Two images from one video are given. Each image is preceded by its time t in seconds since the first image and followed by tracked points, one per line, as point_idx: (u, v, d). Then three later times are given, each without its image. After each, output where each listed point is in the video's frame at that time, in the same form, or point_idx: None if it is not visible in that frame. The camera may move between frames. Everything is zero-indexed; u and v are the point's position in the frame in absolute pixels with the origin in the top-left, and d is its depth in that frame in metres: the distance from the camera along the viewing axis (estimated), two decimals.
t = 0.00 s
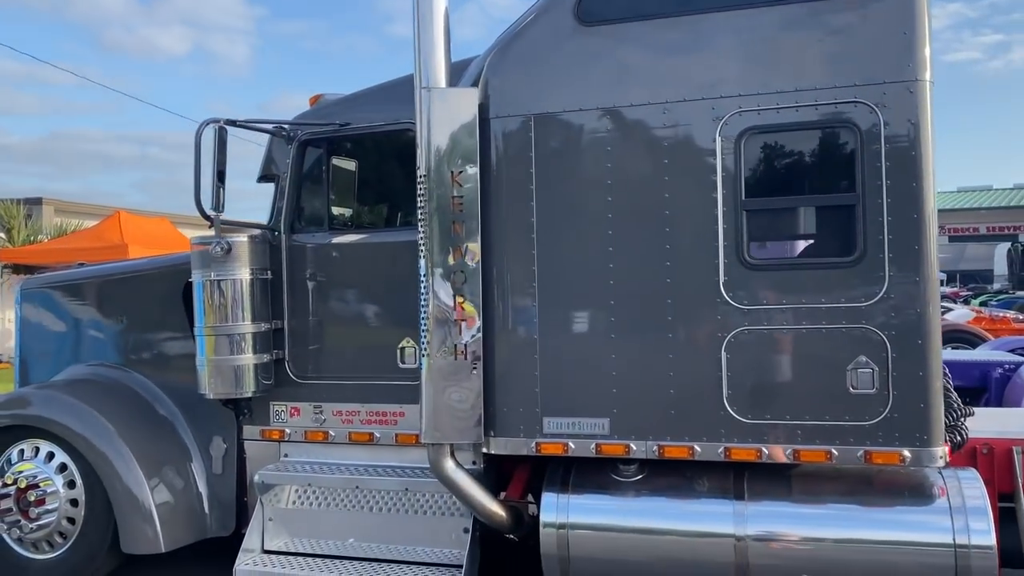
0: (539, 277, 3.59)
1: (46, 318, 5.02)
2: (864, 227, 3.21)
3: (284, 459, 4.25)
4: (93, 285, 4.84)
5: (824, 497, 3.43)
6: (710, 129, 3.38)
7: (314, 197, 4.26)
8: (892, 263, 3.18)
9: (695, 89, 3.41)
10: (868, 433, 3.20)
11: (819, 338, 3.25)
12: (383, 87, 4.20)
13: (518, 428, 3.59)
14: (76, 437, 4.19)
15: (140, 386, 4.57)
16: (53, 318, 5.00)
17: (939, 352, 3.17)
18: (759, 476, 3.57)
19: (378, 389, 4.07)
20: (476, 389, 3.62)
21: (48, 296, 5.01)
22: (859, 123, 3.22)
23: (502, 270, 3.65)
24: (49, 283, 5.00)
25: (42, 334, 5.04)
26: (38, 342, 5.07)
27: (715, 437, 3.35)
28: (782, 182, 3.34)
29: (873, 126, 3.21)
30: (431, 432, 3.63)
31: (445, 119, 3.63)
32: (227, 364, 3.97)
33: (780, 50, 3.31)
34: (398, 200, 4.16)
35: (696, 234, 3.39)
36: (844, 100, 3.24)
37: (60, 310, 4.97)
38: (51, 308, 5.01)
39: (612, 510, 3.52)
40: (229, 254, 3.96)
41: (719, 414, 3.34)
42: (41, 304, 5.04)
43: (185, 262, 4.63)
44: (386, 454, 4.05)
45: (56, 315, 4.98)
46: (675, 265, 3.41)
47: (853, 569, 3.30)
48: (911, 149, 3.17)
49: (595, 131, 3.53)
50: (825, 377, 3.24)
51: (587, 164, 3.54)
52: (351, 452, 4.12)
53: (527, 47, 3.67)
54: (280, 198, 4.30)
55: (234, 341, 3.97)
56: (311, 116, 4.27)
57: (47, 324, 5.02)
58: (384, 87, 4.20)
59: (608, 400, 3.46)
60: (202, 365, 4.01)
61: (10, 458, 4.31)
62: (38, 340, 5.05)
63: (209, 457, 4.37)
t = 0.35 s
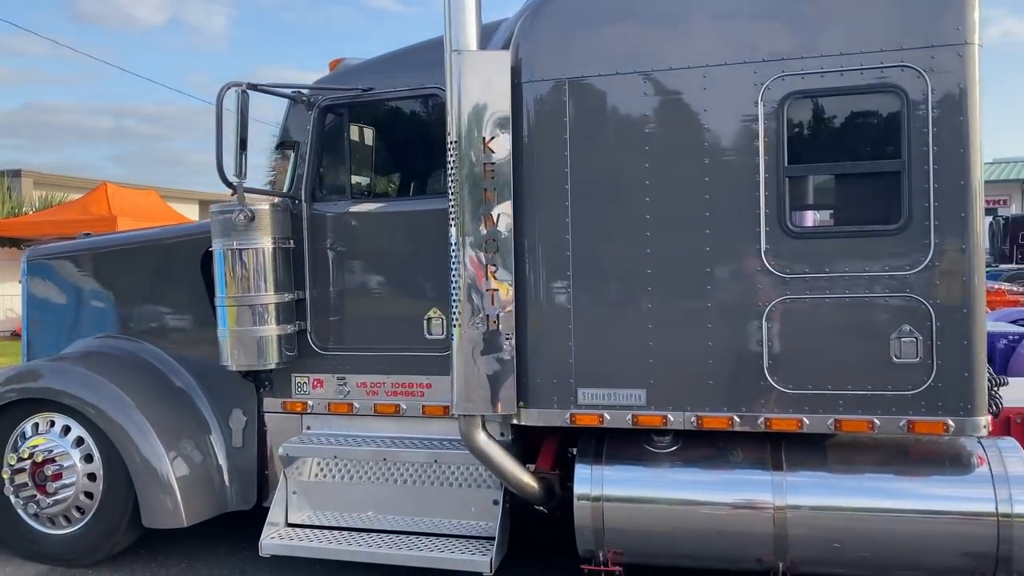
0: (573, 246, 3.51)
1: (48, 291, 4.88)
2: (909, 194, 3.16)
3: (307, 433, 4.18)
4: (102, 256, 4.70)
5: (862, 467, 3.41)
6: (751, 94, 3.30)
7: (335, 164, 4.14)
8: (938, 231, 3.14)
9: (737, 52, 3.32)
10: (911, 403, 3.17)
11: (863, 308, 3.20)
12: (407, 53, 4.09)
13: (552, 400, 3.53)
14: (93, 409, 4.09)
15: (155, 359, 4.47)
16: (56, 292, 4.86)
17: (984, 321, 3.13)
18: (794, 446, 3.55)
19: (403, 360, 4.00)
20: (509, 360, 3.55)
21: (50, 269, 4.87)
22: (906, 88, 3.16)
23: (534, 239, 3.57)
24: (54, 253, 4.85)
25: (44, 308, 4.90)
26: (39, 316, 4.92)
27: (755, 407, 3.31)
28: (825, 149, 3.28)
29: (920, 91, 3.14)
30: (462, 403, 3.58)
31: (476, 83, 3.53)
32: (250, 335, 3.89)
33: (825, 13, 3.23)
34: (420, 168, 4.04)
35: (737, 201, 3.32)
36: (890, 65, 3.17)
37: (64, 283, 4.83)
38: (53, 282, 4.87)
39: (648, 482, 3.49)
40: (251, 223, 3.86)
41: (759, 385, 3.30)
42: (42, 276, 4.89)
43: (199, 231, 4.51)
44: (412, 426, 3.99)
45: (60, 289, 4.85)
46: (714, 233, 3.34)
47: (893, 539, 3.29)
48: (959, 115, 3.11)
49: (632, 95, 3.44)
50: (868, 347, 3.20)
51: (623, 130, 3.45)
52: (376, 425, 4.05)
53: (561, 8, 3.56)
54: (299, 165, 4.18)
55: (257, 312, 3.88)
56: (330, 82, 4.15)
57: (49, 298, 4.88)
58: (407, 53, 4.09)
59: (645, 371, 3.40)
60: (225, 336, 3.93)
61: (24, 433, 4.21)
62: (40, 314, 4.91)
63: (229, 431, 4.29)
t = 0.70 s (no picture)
0: (613, 224, 3.39)
1: (48, 278, 4.70)
2: (964, 169, 3.07)
3: (330, 418, 4.06)
4: (108, 236, 4.52)
5: (908, 449, 3.34)
6: (800, 66, 3.19)
7: (356, 141, 4.00)
8: (994, 208, 3.05)
9: (785, 22, 3.21)
10: (964, 384, 3.10)
11: (915, 286, 3.12)
12: (433, 23, 3.92)
13: (590, 383, 3.43)
14: (109, 394, 3.94)
15: (168, 343, 4.33)
16: (56, 278, 4.68)
17: None
18: (838, 429, 3.47)
19: (431, 343, 3.88)
20: (546, 342, 3.43)
21: (48, 254, 4.70)
22: (962, 60, 3.06)
23: (572, 217, 3.44)
24: (57, 235, 4.66)
25: (46, 295, 4.72)
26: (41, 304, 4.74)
27: (802, 389, 3.22)
28: (876, 122, 3.18)
29: (976, 62, 3.05)
30: (495, 386, 3.49)
31: (511, 54, 3.39)
32: (273, 318, 3.76)
33: None
34: (446, 144, 3.92)
35: (784, 177, 3.22)
36: (946, 35, 3.07)
37: (64, 267, 4.66)
38: (53, 267, 4.69)
39: (689, 467, 3.40)
40: (274, 202, 3.71)
41: (806, 366, 3.21)
42: (45, 258, 4.70)
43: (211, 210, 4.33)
44: (440, 410, 3.88)
45: (60, 274, 4.67)
46: (761, 210, 3.24)
47: (942, 523, 3.22)
48: (1017, 87, 3.01)
49: (675, 67, 3.32)
50: (921, 326, 3.12)
51: (665, 103, 3.33)
52: (402, 409, 3.94)
53: None
54: (320, 141, 4.04)
55: (280, 294, 3.75)
56: (351, 53, 4.00)
57: (50, 284, 4.70)
58: (434, 23, 3.92)
59: (688, 352, 3.30)
60: (246, 319, 3.81)
61: (35, 420, 4.06)
62: (43, 298, 4.73)
63: (248, 418, 4.17)
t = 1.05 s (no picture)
0: (661, 211, 3.32)
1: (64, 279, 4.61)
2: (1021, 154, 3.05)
3: (364, 408, 4.00)
4: (133, 226, 4.44)
5: (959, 438, 3.30)
6: (855, 49, 3.13)
7: (389, 126, 3.90)
8: None
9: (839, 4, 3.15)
10: (1021, 372, 3.06)
11: (971, 273, 3.07)
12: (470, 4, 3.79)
13: (637, 373, 3.37)
14: (137, 385, 3.85)
15: (194, 332, 4.23)
16: (73, 278, 4.60)
17: None
18: (886, 418, 3.44)
19: (468, 333, 3.81)
20: (591, 332, 3.37)
21: (60, 255, 4.62)
22: (1019, 44, 3.03)
23: (618, 204, 3.37)
24: (77, 224, 4.56)
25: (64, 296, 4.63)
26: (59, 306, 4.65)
27: (855, 378, 3.18)
28: (931, 107, 3.14)
29: None
30: (539, 375, 3.42)
31: (556, 36, 3.30)
32: (308, 307, 3.69)
33: None
34: (480, 129, 3.80)
35: (837, 162, 3.17)
36: (1003, 18, 3.04)
37: (79, 265, 4.57)
38: (67, 267, 4.60)
39: (737, 457, 3.36)
40: (310, 188, 3.64)
41: (859, 355, 3.17)
42: (66, 246, 4.60)
43: (240, 198, 4.27)
44: (477, 401, 3.81)
45: (76, 273, 4.59)
46: (813, 196, 3.19)
47: (996, 513, 3.18)
48: None
49: (725, 49, 3.25)
50: (977, 314, 3.07)
51: (716, 87, 3.26)
52: (438, 400, 3.87)
53: None
54: (352, 127, 3.96)
55: (314, 283, 3.68)
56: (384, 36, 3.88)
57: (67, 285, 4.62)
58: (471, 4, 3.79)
59: (738, 341, 3.25)
60: (279, 309, 3.73)
61: (60, 413, 3.96)
62: (64, 286, 4.63)
63: (278, 409, 4.09)
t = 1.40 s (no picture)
0: (722, 205, 3.29)
1: (97, 289, 4.56)
2: None
3: (411, 404, 3.97)
4: (170, 220, 4.35)
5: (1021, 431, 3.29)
6: (921, 40, 3.11)
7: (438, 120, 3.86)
8: None
9: None
10: None
11: None
12: None
13: (696, 368, 3.34)
14: (183, 381, 3.80)
15: (235, 326, 4.18)
16: (107, 285, 4.54)
17: None
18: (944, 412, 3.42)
19: (518, 328, 3.77)
20: (650, 326, 3.33)
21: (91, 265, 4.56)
22: None
23: (678, 198, 3.34)
24: (112, 218, 4.47)
25: (99, 297, 4.57)
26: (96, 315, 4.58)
27: (919, 372, 3.16)
28: (995, 99, 3.13)
29: None
30: (598, 370, 3.37)
31: (615, 28, 3.26)
32: (360, 303, 3.66)
33: None
34: (531, 122, 3.75)
35: (903, 155, 3.14)
36: None
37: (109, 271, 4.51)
38: (99, 276, 4.55)
39: (797, 452, 3.34)
40: (363, 182, 3.61)
41: (923, 349, 3.15)
42: (100, 240, 4.52)
43: (279, 189, 4.17)
44: (527, 395, 3.78)
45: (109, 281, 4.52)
46: (878, 189, 3.16)
47: None
48: None
49: (788, 41, 3.22)
50: None
51: (778, 78, 3.23)
52: (487, 394, 3.84)
53: None
54: (398, 120, 3.91)
55: (368, 278, 3.66)
56: (433, 28, 3.84)
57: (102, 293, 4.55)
58: None
59: (801, 336, 3.23)
60: (330, 304, 3.71)
61: (104, 410, 3.92)
62: (98, 281, 4.55)
63: (323, 404, 4.06)
